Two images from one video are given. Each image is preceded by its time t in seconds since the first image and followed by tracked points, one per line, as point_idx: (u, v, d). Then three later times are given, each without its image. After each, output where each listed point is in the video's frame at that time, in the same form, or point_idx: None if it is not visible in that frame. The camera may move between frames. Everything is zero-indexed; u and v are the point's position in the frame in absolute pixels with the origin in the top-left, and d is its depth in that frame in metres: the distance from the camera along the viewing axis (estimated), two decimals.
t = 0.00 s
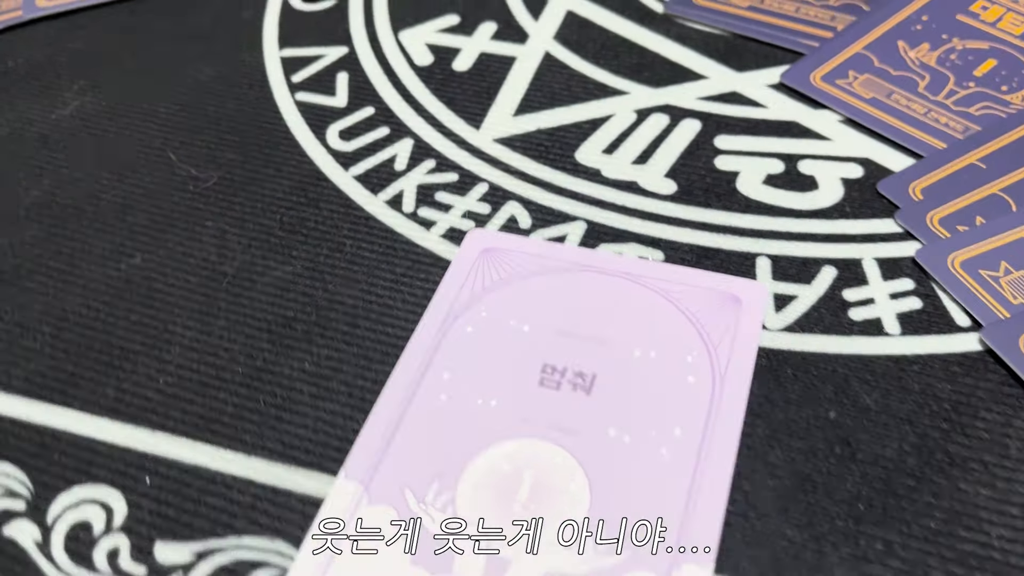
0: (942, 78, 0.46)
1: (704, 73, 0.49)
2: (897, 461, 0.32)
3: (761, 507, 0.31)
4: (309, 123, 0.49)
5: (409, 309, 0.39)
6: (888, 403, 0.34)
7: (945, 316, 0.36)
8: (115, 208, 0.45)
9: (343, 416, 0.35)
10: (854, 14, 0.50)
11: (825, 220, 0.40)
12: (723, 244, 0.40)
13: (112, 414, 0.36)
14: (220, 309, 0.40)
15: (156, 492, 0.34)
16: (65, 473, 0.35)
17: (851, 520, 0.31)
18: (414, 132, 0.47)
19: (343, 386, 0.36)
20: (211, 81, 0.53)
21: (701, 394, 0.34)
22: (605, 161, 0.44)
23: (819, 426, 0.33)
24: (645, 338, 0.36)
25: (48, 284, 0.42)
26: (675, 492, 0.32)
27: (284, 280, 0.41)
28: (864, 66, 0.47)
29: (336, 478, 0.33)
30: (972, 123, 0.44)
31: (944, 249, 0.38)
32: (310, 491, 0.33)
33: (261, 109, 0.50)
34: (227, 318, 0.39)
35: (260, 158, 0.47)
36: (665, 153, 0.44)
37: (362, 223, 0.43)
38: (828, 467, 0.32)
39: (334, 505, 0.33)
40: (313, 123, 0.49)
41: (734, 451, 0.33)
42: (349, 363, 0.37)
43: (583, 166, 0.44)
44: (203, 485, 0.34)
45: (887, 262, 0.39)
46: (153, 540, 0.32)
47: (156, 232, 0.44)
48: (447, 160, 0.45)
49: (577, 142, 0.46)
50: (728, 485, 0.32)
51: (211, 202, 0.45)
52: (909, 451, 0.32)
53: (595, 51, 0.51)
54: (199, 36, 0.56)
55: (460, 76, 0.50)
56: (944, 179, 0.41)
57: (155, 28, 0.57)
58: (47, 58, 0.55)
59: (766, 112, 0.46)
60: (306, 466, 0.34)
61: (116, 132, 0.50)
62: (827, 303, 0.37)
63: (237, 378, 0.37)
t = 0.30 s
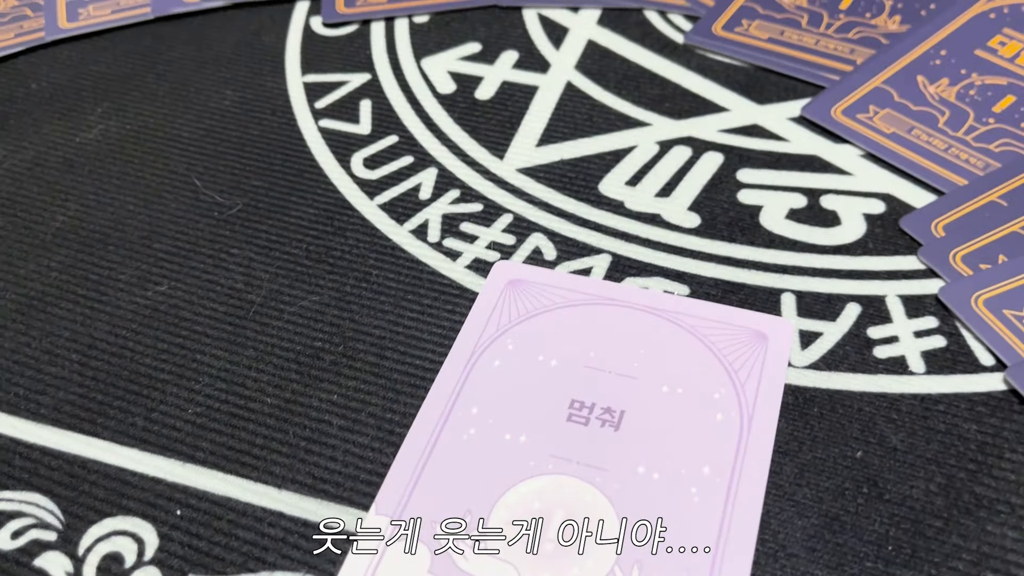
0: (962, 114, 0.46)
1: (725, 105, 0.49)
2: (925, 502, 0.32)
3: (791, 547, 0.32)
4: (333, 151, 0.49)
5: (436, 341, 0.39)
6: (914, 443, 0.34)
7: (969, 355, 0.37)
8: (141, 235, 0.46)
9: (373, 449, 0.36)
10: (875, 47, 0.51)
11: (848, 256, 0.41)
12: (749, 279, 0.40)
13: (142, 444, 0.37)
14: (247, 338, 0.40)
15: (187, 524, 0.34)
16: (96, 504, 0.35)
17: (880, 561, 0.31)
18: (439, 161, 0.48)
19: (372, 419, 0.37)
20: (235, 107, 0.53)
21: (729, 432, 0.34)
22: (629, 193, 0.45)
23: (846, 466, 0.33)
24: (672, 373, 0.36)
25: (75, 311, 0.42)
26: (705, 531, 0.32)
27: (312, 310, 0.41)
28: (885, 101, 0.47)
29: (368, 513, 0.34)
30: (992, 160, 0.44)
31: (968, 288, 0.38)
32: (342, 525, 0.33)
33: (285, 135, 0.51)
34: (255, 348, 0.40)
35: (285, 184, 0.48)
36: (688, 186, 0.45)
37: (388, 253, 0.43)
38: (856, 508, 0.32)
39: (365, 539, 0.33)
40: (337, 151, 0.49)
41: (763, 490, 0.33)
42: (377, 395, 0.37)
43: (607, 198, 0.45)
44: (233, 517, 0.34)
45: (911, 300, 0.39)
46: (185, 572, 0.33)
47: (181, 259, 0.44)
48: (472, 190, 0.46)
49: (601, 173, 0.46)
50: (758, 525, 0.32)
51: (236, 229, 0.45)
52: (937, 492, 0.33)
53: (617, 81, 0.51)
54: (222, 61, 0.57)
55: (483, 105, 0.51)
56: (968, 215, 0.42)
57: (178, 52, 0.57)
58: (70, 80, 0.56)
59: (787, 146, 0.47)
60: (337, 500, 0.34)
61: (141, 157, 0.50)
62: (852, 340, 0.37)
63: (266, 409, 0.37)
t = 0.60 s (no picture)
0: (938, 137, 0.48)
1: (709, 126, 0.51)
2: (890, 511, 0.34)
3: (761, 553, 0.33)
4: (329, 165, 0.51)
5: (424, 351, 0.41)
6: (882, 454, 0.35)
7: (938, 371, 0.38)
8: (141, 245, 0.47)
9: (362, 454, 0.37)
10: (856, 70, 0.53)
11: (824, 273, 0.42)
12: (728, 295, 0.42)
13: (139, 447, 0.38)
14: (242, 346, 0.42)
15: (181, 525, 0.35)
16: (93, 504, 0.36)
17: (846, 566, 0.32)
18: (431, 176, 0.49)
19: (361, 426, 0.38)
20: (234, 121, 0.55)
21: (705, 442, 0.36)
22: (614, 210, 0.46)
23: (816, 475, 0.35)
24: (652, 385, 0.38)
25: (76, 318, 0.43)
26: (679, 537, 0.33)
27: (305, 320, 0.42)
28: (863, 124, 0.49)
29: (355, 515, 0.35)
30: (965, 182, 0.46)
31: (938, 306, 0.40)
32: (334, 525, 0.35)
33: (282, 149, 0.52)
34: (250, 356, 0.41)
35: (281, 197, 0.49)
36: (671, 204, 0.46)
37: (380, 265, 0.45)
38: (824, 515, 0.34)
39: (354, 541, 0.34)
40: (333, 165, 0.51)
41: (736, 497, 0.34)
42: (367, 403, 0.39)
43: (593, 214, 0.46)
44: (226, 518, 0.35)
45: (883, 316, 0.40)
46: (178, 571, 0.34)
47: (180, 269, 0.46)
48: (462, 205, 0.47)
49: (588, 191, 0.47)
50: (730, 531, 0.33)
51: (233, 241, 0.47)
52: (902, 501, 0.34)
53: (605, 101, 0.53)
54: (223, 76, 0.58)
55: (475, 123, 0.52)
56: (940, 235, 0.43)
57: (181, 67, 0.59)
58: (74, 93, 0.57)
59: (768, 166, 0.48)
60: (326, 503, 0.35)
61: (142, 169, 0.52)
62: (826, 355, 0.39)
63: (259, 415, 0.39)
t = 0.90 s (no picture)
0: (921, 152, 0.50)
1: (704, 139, 0.53)
2: (868, 500, 0.36)
3: (745, 537, 0.35)
4: (340, 173, 0.53)
5: (430, 347, 0.43)
6: (862, 448, 0.38)
7: (916, 371, 0.40)
8: (160, 246, 0.49)
9: (371, 442, 0.39)
10: (844, 89, 0.56)
11: (811, 279, 0.45)
12: (719, 298, 0.44)
13: (160, 435, 0.40)
14: (258, 342, 0.44)
15: (200, 507, 0.37)
16: (116, 487, 0.38)
17: (825, 550, 0.34)
18: (437, 185, 0.51)
19: (370, 416, 0.40)
20: (250, 130, 0.57)
21: (694, 435, 0.38)
22: (612, 218, 0.49)
23: (799, 466, 0.37)
24: (645, 381, 0.40)
25: (99, 314, 0.46)
26: (670, 522, 0.35)
27: (318, 317, 0.45)
28: (850, 139, 0.52)
29: (364, 499, 0.37)
30: (946, 195, 0.48)
31: (917, 311, 0.42)
32: (344, 509, 0.37)
33: (295, 157, 0.55)
34: (265, 351, 0.43)
35: (294, 202, 0.51)
36: (666, 213, 0.49)
37: (389, 267, 0.47)
38: (806, 503, 0.36)
39: (362, 523, 0.36)
40: (343, 172, 0.53)
41: (723, 485, 0.36)
42: (376, 395, 0.41)
43: (591, 222, 0.48)
44: (242, 501, 0.37)
45: (865, 319, 0.43)
46: (198, 549, 0.36)
47: (198, 269, 0.48)
48: (467, 212, 0.50)
49: (587, 199, 0.50)
50: (717, 517, 0.35)
51: (249, 243, 0.49)
52: (879, 491, 0.36)
53: (605, 115, 0.55)
54: (239, 88, 0.61)
55: (480, 134, 0.55)
56: (921, 243, 0.45)
57: (198, 78, 0.62)
58: (96, 102, 0.60)
59: (759, 177, 0.51)
60: (337, 487, 0.38)
61: (161, 174, 0.54)
62: (810, 354, 0.41)
63: (274, 406, 0.41)
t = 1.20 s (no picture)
0: (833, 198, 0.61)
1: (653, 186, 0.64)
2: (763, 475, 0.46)
3: (664, 502, 0.45)
4: (348, 212, 0.63)
5: (420, 355, 0.53)
6: (762, 435, 0.47)
7: (810, 375, 0.50)
8: (198, 272, 0.59)
9: (372, 429, 0.49)
10: (773, 144, 0.66)
11: (732, 302, 0.55)
12: (657, 317, 0.54)
13: (201, 423, 0.50)
14: (280, 351, 0.54)
15: (235, 478, 0.47)
16: (169, 463, 0.48)
17: (726, 512, 0.44)
18: (429, 223, 0.62)
19: (371, 409, 0.50)
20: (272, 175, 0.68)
21: (630, 424, 0.48)
22: (573, 251, 0.59)
23: (711, 449, 0.47)
24: (594, 383, 0.50)
25: (149, 327, 0.56)
26: (606, 490, 0.45)
27: (329, 331, 0.55)
28: (775, 187, 0.62)
29: (366, 473, 0.47)
30: (850, 235, 0.58)
31: (816, 328, 0.52)
32: (349, 480, 0.46)
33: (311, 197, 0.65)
34: (286, 358, 0.53)
35: (310, 236, 0.62)
36: (618, 247, 0.59)
37: (388, 290, 0.57)
38: (714, 477, 0.45)
39: (363, 492, 0.46)
40: (352, 211, 0.63)
41: (649, 463, 0.46)
42: (376, 393, 0.51)
43: (556, 254, 0.59)
44: (268, 474, 0.47)
45: (774, 334, 0.53)
46: (234, 510, 0.46)
47: (230, 291, 0.58)
48: (453, 245, 0.60)
49: (553, 235, 0.60)
50: (643, 487, 0.45)
51: (272, 270, 0.59)
52: (772, 468, 0.46)
53: (572, 164, 0.66)
54: (263, 138, 0.71)
55: (466, 180, 0.65)
56: (825, 274, 0.55)
57: (228, 129, 0.72)
58: (140, 149, 0.70)
59: (697, 218, 0.61)
60: (345, 464, 0.47)
61: (197, 212, 0.64)
62: (726, 363, 0.51)
63: (294, 401, 0.51)
